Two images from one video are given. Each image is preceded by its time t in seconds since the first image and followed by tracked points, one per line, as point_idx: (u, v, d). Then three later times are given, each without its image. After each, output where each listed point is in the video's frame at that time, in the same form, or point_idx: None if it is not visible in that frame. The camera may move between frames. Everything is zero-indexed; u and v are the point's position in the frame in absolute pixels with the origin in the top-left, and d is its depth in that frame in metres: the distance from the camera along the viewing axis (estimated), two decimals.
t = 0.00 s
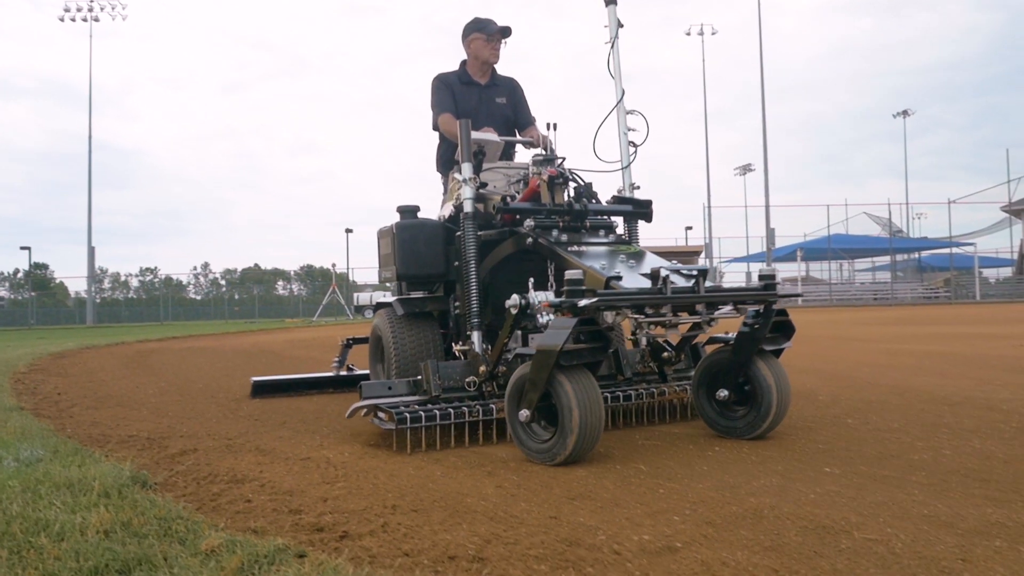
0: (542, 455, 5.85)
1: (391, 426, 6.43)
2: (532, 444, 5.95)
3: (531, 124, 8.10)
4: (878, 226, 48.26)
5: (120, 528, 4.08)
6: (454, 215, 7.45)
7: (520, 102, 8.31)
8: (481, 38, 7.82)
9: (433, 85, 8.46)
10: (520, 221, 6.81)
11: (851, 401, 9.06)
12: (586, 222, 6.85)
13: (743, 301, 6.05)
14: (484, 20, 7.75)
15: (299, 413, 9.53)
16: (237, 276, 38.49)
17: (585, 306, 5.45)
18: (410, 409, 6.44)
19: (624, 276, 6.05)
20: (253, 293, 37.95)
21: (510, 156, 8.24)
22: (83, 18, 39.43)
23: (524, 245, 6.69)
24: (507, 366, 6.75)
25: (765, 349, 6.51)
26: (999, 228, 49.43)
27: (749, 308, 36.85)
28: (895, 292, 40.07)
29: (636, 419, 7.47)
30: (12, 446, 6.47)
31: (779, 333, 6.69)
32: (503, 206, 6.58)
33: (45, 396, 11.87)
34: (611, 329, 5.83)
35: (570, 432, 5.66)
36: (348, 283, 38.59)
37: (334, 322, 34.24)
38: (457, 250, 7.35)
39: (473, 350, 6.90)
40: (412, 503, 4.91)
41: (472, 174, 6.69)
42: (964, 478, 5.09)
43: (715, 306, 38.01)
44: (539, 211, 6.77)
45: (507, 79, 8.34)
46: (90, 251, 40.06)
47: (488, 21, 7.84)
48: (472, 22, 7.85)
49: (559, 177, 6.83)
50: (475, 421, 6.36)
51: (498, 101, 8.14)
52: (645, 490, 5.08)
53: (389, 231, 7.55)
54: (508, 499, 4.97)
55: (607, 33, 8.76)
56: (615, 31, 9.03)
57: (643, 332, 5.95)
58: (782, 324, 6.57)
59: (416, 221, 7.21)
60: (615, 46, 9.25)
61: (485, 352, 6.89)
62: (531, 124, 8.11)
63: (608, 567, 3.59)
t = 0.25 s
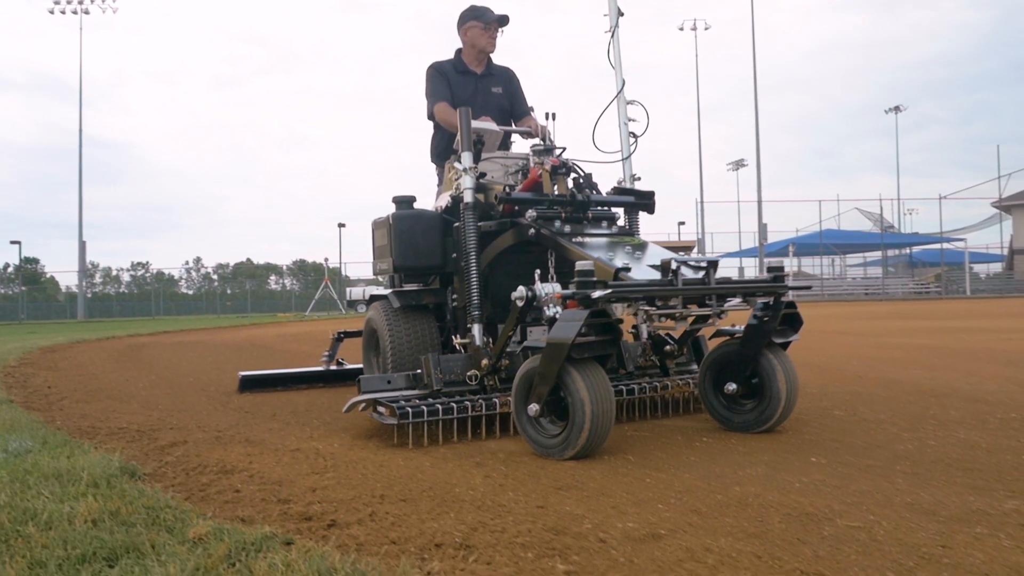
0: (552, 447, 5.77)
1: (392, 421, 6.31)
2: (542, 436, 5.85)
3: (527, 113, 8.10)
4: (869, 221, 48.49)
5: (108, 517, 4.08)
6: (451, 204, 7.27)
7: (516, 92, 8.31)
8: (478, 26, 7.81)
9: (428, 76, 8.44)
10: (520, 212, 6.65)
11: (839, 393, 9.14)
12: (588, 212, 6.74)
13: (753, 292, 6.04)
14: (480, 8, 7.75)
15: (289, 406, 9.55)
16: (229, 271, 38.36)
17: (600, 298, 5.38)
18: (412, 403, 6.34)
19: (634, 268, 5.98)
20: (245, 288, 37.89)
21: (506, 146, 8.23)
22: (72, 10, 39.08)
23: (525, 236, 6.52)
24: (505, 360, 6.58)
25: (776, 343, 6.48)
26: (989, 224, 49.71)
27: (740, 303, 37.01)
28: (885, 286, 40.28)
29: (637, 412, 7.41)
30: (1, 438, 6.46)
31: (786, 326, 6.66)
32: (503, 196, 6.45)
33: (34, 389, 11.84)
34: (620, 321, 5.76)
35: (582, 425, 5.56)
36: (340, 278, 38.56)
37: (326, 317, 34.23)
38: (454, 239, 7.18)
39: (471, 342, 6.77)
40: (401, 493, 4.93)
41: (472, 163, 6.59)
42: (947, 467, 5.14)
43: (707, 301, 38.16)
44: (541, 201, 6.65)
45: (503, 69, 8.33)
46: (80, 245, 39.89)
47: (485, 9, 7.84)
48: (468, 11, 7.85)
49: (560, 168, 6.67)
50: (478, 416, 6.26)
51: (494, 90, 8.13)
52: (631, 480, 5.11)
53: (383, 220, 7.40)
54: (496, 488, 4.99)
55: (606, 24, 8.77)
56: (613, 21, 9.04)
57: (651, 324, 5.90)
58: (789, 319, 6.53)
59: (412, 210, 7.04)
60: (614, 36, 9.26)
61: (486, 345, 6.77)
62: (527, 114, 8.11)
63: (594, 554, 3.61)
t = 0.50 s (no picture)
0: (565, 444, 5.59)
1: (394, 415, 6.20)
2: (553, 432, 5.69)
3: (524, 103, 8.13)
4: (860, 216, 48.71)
5: (95, 506, 4.09)
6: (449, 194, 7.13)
7: (512, 81, 8.35)
8: (475, 15, 7.77)
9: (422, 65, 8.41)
10: (521, 202, 6.51)
11: (827, 385, 9.22)
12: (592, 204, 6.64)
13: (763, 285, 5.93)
14: None
15: (279, 398, 9.57)
16: (220, 265, 38.23)
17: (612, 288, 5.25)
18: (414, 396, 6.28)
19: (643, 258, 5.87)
20: (237, 282, 37.81)
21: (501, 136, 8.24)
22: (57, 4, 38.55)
23: (527, 227, 6.41)
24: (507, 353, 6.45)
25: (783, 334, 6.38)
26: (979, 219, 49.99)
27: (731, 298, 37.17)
28: (875, 281, 40.50)
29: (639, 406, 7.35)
30: None
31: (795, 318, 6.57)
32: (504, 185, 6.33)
33: (24, 382, 11.83)
34: (629, 312, 5.62)
35: (594, 419, 5.40)
36: (332, 272, 38.51)
37: (318, 311, 34.22)
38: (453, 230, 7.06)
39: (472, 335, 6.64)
40: (389, 483, 4.96)
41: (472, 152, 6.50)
42: (930, 456, 5.19)
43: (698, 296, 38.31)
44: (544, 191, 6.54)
45: (498, 58, 8.35)
46: (71, 240, 39.72)
47: None
48: None
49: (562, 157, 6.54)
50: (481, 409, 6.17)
51: (490, 80, 8.14)
52: (619, 470, 5.13)
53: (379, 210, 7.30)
54: (484, 478, 5.02)
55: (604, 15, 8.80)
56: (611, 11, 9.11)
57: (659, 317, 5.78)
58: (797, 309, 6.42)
59: (409, 200, 6.94)
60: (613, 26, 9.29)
61: (489, 339, 6.64)
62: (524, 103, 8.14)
63: (579, 541, 3.64)
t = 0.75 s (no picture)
0: (572, 436, 5.49)
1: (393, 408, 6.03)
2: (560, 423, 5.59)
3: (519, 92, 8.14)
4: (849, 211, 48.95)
5: (81, 496, 4.09)
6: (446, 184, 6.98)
7: (506, 71, 8.35)
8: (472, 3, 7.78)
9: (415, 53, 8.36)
10: (522, 191, 6.40)
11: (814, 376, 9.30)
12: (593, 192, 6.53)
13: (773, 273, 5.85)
14: None
15: (268, 391, 9.56)
16: (211, 259, 38.09)
17: (627, 276, 5.14)
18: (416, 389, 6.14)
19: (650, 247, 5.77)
20: (227, 276, 37.67)
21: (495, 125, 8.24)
22: None
23: (528, 216, 6.29)
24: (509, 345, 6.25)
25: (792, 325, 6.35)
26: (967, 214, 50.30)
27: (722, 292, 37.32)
28: (864, 275, 40.73)
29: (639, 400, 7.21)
30: None
31: (803, 310, 6.55)
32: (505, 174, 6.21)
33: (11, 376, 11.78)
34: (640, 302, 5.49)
35: (605, 412, 5.30)
36: (323, 267, 38.44)
37: (308, 305, 34.18)
38: (450, 220, 6.90)
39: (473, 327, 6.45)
40: (376, 473, 4.97)
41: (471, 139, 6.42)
42: (912, 445, 5.24)
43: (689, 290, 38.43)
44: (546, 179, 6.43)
45: (493, 46, 8.34)
46: (59, 234, 39.47)
47: None
48: None
49: (564, 145, 6.47)
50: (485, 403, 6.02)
51: (485, 68, 8.13)
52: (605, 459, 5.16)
53: (373, 199, 7.12)
54: (471, 468, 5.04)
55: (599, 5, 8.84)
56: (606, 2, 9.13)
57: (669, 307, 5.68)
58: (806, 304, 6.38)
59: (406, 190, 6.78)
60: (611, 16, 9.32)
61: (490, 329, 6.46)
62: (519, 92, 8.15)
63: (564, 528, 3.66)
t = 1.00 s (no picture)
0: (579, 427, 5.40)
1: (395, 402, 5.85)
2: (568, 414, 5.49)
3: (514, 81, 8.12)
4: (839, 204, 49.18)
5: (66, 484, 4.10)
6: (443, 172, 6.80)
7: (501, 59, 8.33)
8: None
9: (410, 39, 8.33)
10: (523, 180, 6.24)
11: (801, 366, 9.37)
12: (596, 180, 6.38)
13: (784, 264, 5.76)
14: None
15: (257, 382, 9.57)
16: (201, 253, 37.97)
17: (641, 265, 5.03)
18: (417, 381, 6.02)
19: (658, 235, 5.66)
20: (217, 270, 37.57)
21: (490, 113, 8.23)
22: None
23: (529, 206, 6.16)
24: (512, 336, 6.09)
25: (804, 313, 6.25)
26: (955, 208, 50.63)
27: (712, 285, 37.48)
28: (853, 268, 40.97)
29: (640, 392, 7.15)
30: None
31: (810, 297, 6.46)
32: (506, 163, 6.08)
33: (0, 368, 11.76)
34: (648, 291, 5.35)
35: (614, 413, 5.19)
36: (314, 260, 38.38)
37: (299, 298, 34.14)
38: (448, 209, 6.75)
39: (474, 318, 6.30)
40: (363, 462, 4.99)
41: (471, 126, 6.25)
42: (893, 433, 5.30)
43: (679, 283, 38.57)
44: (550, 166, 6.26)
45: (488, 34, 8.31)
46: (48, 227, 39.27)
47: None
48: None
49: (565, 133, 6.29)
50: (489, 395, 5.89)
51: (480, 56, 8.11)
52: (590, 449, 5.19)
53: (368, 188, 6.95)
54: (456, 457, 5.06)
55: None
56: None
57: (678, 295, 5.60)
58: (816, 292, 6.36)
59: (403, 178, 6.62)
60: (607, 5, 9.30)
61: (492, 320, 6.28)
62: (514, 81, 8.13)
63: (547, 514, 3.69)
